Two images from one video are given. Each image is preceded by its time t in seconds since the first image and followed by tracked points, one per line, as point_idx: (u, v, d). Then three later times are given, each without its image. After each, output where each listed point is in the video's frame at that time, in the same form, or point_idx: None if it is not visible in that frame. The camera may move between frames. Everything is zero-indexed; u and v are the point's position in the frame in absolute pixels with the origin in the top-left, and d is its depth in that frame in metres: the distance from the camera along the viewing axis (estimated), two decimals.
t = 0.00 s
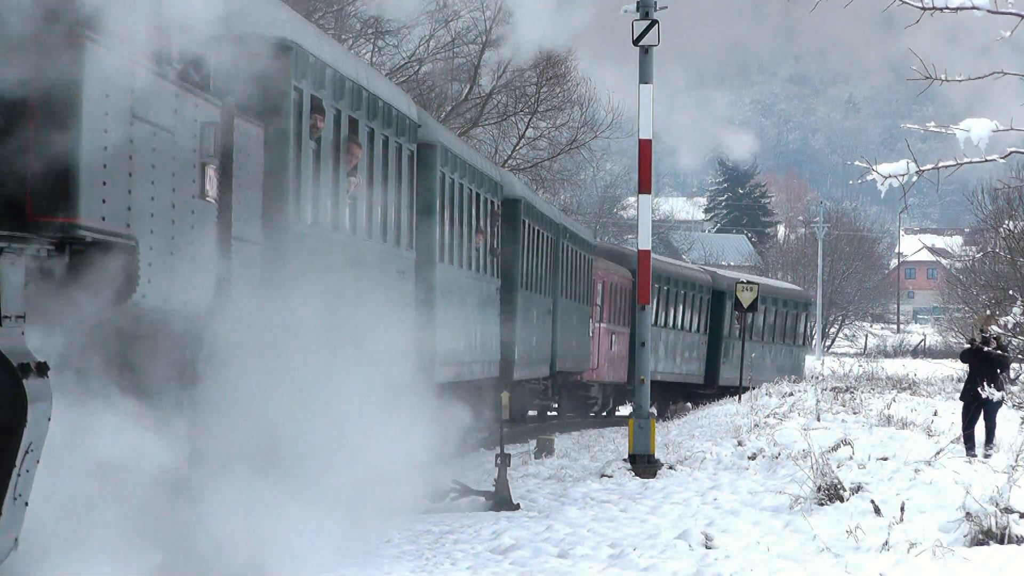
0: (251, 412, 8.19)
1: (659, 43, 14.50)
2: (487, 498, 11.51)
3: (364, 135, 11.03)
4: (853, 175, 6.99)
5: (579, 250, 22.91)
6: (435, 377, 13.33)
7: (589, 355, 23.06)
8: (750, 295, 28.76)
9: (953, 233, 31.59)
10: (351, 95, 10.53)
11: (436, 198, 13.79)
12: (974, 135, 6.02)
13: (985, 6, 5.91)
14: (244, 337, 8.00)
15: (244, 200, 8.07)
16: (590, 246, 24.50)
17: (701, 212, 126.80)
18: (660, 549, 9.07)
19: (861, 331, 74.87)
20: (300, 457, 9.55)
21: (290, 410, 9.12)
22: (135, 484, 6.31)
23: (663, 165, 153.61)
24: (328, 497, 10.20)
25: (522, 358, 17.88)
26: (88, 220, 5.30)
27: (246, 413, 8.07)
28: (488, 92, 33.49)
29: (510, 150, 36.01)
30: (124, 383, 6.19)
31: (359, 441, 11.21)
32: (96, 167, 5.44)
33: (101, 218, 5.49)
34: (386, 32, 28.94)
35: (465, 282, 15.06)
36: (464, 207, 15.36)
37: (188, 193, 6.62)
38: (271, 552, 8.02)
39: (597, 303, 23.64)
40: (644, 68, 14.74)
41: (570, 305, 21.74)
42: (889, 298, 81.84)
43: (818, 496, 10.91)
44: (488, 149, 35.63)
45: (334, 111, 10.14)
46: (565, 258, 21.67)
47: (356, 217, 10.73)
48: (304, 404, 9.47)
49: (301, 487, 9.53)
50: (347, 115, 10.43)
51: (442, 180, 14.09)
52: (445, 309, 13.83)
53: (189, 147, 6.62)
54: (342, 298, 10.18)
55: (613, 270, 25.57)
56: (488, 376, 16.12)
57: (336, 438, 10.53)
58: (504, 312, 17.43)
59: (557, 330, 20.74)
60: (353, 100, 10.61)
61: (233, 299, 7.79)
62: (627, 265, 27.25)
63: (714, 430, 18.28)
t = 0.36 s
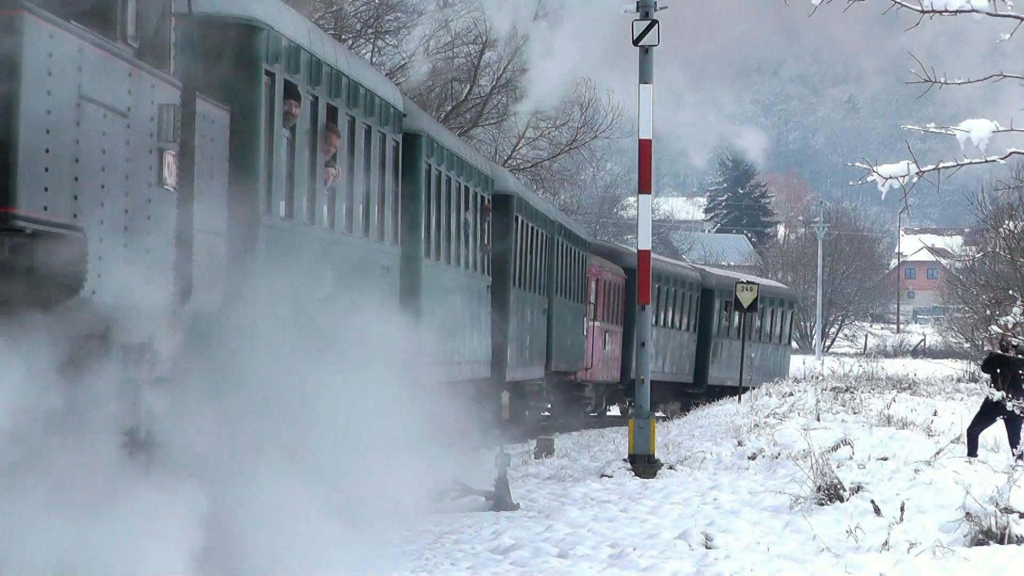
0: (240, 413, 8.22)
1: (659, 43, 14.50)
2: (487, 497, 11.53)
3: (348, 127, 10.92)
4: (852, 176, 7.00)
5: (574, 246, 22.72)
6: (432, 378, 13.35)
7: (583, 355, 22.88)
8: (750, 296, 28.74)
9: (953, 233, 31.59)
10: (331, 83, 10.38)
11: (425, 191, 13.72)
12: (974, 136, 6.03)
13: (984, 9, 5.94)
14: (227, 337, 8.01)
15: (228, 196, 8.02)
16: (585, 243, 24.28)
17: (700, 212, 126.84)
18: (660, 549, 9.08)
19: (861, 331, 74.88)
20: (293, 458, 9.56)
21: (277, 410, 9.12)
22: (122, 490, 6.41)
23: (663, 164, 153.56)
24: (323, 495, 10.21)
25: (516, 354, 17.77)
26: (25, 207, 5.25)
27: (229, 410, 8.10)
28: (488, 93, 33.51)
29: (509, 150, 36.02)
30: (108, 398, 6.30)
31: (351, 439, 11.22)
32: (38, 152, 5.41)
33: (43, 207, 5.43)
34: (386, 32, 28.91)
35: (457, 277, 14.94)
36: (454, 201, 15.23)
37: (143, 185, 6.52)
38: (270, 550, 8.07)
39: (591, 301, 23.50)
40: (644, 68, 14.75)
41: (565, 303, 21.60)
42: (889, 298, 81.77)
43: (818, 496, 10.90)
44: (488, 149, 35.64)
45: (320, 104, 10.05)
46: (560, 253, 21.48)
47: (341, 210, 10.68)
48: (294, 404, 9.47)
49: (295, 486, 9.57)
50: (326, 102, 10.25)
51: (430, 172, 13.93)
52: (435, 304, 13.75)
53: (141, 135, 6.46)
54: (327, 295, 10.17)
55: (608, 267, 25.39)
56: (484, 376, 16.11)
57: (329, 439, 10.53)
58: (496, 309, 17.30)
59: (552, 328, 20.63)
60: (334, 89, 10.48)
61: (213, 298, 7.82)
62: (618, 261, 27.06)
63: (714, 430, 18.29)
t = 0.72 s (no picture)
0: (238, 417, 8.23)
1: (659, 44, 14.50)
2: (488, 498, 11.52)
3: (342, 122, 10.61)
4: (853, 175, 7.01)
5: (569, 243, 22.39)
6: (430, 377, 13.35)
7: (578, 355, 22.59)
8: (750, 296, 28.71)
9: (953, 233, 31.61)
10: (324, 76, 10.11)
11: (423, 189, 13.51)
12: (974, 135, 6.04)
13: (985, 7, 5.96)
14: (232, 342, 7.97)
15: (228, 195, 7.99)
16: (580, 240, 23.92)
17: (700, 212, 126.91)
18: (660, 549, 9.08)
19: (862, 331, 74.90)
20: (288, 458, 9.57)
21: (273, 412, 9.11)
22: (103, 491, 6.64)
23: (664, 164, 153.58)
24: (318, 497, 10.22)
25: (509, 354, 17.51)
26: None
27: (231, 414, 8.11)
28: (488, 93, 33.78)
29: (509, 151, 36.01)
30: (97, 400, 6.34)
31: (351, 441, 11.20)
32: None
33: None
34: (386, 32, 28.84)
35: (452, 276, 14.68)
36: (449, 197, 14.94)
37: (94, 172, 6.15)
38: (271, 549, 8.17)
39: (586, 301, 23.23)
40: (644, 68, 14.75)
41: (560, 301, 21.31)
42: (889, 298, 81.78)
43: (818, 496, 10.89)
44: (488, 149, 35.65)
45: (318, 101, 10.01)
46: (554, 251, 21.15)
47: (337, 208, 10.44)
48: (294, 405, 9.47)
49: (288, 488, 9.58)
50: (319, 97, 9.97)
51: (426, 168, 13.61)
52: (433, 304, 13.52)
53: (93, 118, 6.10)
54: (325, 297, 10.06)
55: (602, 265, 25.07)
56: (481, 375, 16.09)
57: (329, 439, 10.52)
58: (489, 307, 17.03)
59: (546, 326, 20.37)
60: (327, 83, 10.20)
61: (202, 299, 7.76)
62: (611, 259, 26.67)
63: (713, 430, 18.29)
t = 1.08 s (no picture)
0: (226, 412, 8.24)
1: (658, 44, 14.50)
2: (488, 498, 11.52)
3: (316, 109, 10.09)
4: (853, 176, 7.03)
5: (563, 241, 21.92)
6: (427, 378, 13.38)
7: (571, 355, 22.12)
8: (751, 296, 28.71)
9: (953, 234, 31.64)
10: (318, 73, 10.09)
11: (412, 184, 13.10)
12: (974, 137, 6.07)
13: (985, 6, 5.98)
14: (216, 345, 7.92)
15: (219, 197, 7.99)
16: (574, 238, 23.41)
17: (701, 212, 126.97)
18: (660, 549, 9.10)
19: (861, 331, 74.96)
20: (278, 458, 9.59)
21: (260, 414, 9.09)
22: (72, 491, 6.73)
23: (664, 164, 153.61)
24: (315, 498, 10.24)
25: (500, 354, 17.02)
26: None
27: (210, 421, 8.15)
28: (488, 93, 33.78)
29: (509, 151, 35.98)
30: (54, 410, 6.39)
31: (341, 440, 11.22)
32: None
33: None
34: (386, 32, 28.81)
35: (439, 273, 14.22)
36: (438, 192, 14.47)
37: (32, 156, 5.90)
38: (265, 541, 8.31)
39: (580, 298, 22.89)
40: (644, 68, 14.75)
41: (553, 300, 20.90)
42: (889, 298, 81.82)
43: (818, 496, 10.91)
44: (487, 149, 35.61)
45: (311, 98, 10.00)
46: (548, 248, 20.65)
47: (311, 201, 9.97)
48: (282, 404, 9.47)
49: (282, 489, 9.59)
50: (291, 82, 9.44)
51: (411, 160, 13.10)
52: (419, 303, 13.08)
53: (28, 97, 5.86)
54: (305, 297, 9.73)
55: (596, 263, 24.60)
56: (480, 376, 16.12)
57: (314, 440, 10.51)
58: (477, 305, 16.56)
59: (539, 325, 20.00)
60: (303, 70, 9.71)
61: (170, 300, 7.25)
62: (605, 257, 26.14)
63: (713, 431, 18.30)
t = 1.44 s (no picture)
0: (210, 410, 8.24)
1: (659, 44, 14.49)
2: (487, 498, 11.51)
3: (286, 93, 9.51)
4: (852, 175, 7.03)
5: (554, 237, 21.35)
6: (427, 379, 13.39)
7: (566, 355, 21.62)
8: (751, 296, 28.70)
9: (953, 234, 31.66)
10: (309, 71, 10.02)
11: (401, 177, 12.60)
12: (974, 135, 6.06)
13: (984, 7, 5.99)
14: (202, 341, 7.89)
15: (205, 190, 7.94)
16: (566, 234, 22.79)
17: (701, 212, 126.97)
18: (660, 549, 9.10)
19: (862, 331, 74.98)
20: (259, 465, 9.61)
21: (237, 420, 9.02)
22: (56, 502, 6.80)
23: (664, 164, 153.62)
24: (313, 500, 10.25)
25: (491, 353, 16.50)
26: None
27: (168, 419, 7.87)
28: (488, 93, 33.72)
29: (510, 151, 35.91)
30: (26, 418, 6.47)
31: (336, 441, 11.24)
32: None
33: None
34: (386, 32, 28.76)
35: (430, 269, 13.66)
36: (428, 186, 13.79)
37: None
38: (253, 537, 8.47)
39: (575, 296, 22.57)
40: (644, 68, 14.74)
41: (550, 299, 20.65)
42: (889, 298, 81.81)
43: (818, 496, 10.91)
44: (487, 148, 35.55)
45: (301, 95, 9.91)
46: (539, 243, 20.10)
47: (283, 189, 9.44)
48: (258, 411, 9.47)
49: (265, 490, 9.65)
50: (257, 65, 8.86)
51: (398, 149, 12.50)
52: (408, 298, 12.56)
53: None
54: (279, 291, 9.25)
55: (589, 261, 24.08)
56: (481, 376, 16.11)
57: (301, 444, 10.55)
58: (466, 302, 16.02)
59: (535, 324, 19.74)
60: (270, 50, 9.11)
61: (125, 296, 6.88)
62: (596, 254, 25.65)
63: (714, 431, 18.30)
